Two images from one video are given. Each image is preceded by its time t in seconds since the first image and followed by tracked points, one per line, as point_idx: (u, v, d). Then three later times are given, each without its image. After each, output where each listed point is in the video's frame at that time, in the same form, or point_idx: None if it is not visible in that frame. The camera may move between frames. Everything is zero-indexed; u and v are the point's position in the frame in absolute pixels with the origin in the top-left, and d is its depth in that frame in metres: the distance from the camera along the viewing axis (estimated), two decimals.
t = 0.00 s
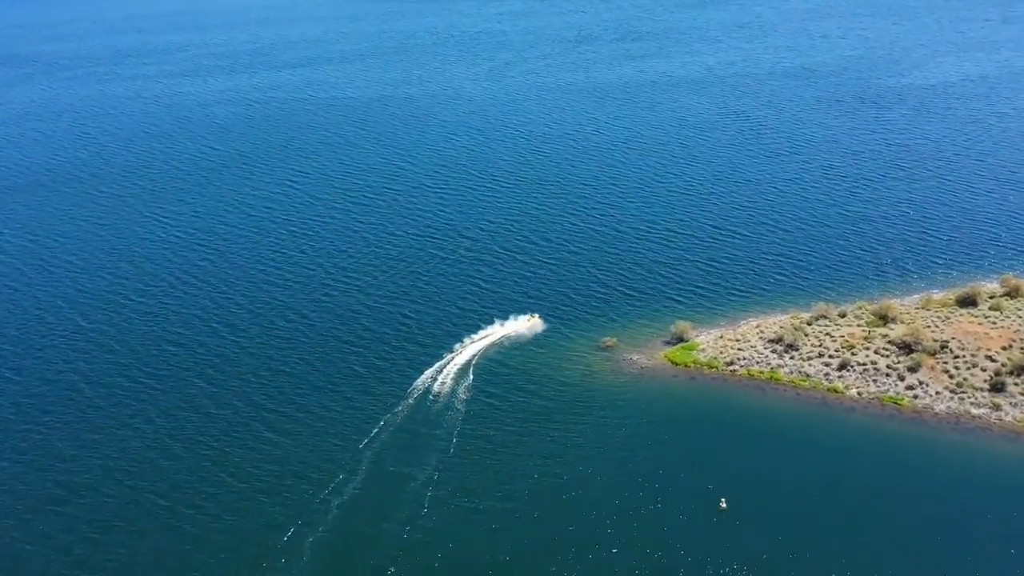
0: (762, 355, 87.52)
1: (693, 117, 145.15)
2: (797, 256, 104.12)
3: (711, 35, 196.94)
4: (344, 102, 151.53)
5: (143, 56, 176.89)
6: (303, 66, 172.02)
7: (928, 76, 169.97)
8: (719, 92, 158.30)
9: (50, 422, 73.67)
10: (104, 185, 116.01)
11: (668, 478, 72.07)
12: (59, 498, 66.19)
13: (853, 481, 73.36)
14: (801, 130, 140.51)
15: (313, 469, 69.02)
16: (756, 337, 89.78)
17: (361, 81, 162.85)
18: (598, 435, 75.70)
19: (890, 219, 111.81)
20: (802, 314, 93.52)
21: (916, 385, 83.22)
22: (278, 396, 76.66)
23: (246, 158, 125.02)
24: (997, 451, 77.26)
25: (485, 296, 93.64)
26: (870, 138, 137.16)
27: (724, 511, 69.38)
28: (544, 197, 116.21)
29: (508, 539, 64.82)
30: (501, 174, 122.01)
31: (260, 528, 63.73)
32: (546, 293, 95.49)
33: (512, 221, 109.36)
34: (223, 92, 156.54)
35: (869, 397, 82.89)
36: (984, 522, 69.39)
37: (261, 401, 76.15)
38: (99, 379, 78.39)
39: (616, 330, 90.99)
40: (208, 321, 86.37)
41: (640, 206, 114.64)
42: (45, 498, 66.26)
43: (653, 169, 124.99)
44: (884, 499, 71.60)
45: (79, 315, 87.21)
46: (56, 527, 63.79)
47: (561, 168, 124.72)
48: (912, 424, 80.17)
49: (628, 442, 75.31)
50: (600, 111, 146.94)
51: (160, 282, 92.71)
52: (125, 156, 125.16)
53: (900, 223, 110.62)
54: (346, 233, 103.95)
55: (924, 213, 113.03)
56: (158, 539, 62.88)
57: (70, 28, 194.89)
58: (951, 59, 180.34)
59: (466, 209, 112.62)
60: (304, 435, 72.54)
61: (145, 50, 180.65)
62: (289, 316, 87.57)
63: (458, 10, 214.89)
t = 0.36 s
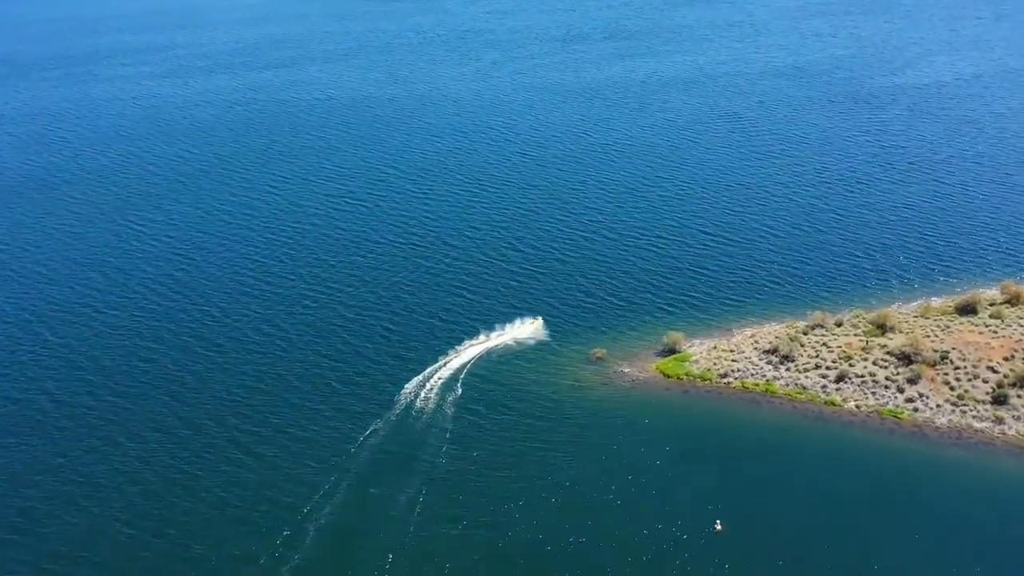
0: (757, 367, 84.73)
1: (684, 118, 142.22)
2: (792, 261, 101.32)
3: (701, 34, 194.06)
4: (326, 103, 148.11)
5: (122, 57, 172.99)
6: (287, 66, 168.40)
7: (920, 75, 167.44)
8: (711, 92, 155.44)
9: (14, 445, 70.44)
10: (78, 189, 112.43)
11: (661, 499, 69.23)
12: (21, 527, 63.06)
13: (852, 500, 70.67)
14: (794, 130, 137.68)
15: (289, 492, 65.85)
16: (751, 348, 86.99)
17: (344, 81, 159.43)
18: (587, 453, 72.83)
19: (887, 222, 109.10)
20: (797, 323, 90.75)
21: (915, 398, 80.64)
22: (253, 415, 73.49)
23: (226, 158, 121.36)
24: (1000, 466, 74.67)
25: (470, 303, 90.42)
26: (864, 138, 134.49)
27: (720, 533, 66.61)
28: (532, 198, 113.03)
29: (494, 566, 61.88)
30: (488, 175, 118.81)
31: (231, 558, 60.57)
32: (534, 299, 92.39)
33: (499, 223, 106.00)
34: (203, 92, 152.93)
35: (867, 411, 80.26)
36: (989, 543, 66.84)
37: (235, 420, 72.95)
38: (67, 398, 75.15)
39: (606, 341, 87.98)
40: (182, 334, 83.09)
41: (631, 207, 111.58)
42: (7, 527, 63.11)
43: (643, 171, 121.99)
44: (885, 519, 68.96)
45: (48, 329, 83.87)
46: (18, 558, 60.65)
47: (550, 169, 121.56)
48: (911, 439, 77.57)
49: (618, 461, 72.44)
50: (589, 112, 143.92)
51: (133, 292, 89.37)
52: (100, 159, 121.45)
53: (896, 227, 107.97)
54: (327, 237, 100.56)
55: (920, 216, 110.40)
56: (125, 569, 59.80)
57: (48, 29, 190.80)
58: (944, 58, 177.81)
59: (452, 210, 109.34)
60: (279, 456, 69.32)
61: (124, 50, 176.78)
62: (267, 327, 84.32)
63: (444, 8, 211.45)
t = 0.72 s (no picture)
0: (751, 380, 81.96)
1: (674, 119, 139.36)
2: (786, 268, 98.52)
3: (691, 33, 191.18)
4: (309, 104, 144.81)
5: (101, 58, 169.26)
6: (270, 67, 164.99)
7: (913, 75, 164.89)
8: (701, 92, 152.60)
9: None
10: (51, 196, 109.00)
11: (650, 521, 66.31)
12: None
13: (849, 520, 67.82)
14: (786, 131, 134.96)
15: (262, 518, 62.80)
16: (745, 360, 84.20)
17: (328, 82, 156.10)
18: (574, 474, 69.87)
19: (882, 227, 106.43)
20: (793, 333, 87.97)
21: (915, 412, 78.00)
22: (226, 436, 70.38)
23: (204, 163, 118.00)
24: (1004, 483, 72.01)
25: (454, 312, 87.36)
26: (857, 139, 131.87)
27: (712, 556, 63.75)
28: (518, 202, 109.98)
29: None
30: (473, 179, 115.66)
31: None
32: (521, 309, 89.39)
33: (484, 230, 102.98)
34: (183, 93, 149.40)
35: (865, 426, 77.57)
36: (992, 564, 64.08)
37: (207, 441, 69.82)
38: (32, 419, 71.99)
39: (595, 353, 85.03)
40: (153, 349, 79.88)
41: (620, 211, 108.59)
42: None
43: (632, 173, 119.03)
44: (884, 539, 66.16)
45: (15, 345, 80.63)
46: None
47: (536, 172, 118.49)
48: (909, 455, 74.86)
49: (606, 482, 69.48)
50: (577, 114, 140.99)
51: (103, 304, 86.08)
52: (75, 164, 117.99)
53: (891, 232, 105.32)
54: (306, 245, 97.34)
55: (915, 220, 107.81)
56: None
57: (26, 29, 186.98)
58: (937, 57, 175.29)
59: (435, 215, 106.18)
60: (252, 479, 66.22)
61: (103, 50, 173.10)
62: (242, 340, 81.14)
63: (430, 7, 208.12)
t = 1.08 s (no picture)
0: (744, 392, 79.47)
1: (663, 120, 136.76)
2: (778, 273, 95.99)
3: (680, 32, 188.63)
4: (290, 106, 141.71)
5: (79, 59, 165.79)
6: (252, 68, 161.85)
7: (904, 74, 162.63)
8: (690, 93, 150.08)
9: None
10: (22, 202, 105.85)
11: (641, 543, 63.66)
12: None
13: (846, 539, 65.35)
14: (776, 132, 132.56)
15: (233, 547, 60.03)
16: (737, 371, 81.69)
17: (310, 83, 153.01)
18: (562, 494, 67.23)
19: (876, 231, 104.04)
20: (786, 342, 85.49)
21: (913, 425, 75.63)
22: (198, 457, 67.51)
23: (181, 168, 114.96)
24: (1008, 500, 69.55)
25: (437, 323, 84.56)
26: (850, 141, 129.54)
27: None
28: (503, 206, 107.17)
29: None
30: (457, 182, 112.81)
31: None
32: (506, 318, 86.65)
33: (469, 236, 100.17)
34: (161, 95, 146.16)
35: (862, 440, 75.16)
36: None
37: (178, 463, 66.97)
38: None
39: (582, 364, 82.34)
40: (124, 365, 76.92)
41: (608, 215, 105.92)
42: None
43: (620, 176, 116.41)
44: (882, 560, 63.65)
45: None
46: None
47: (522, 175, 115.70)
48: (907, 471, 72.45)
49: (594, 502, 66.84)
50: (565, 115, 138.31)
51: (73, 317, 83.09)
52: (48, 170, 114.82)
53: (885, 236, 102.93)
54: (285, 253, 94.47)
55: (909, 224, 105.41)
56: None
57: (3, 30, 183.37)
58: (928, 56, 173.12)
59: (418, 220, 103.27)
60: (224, 503, 63.41)
61: (81, 51, 169.61)
62: (216, 354, 78.28)
63: (416, 6, 205.03)
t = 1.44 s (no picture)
0: (731, 406, 76.85)
1: (645, 122, 134.06)
2: (763, 280, 93.47)
3: (662, 31, 186.09)
4: (264, 108, 138.27)
5: (48, 60, 161.85)
6: (226, 69, 158.18)
7: (889, 74, 160.48)
8: (673, 94, 147.50)
9: None
10: None
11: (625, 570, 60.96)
12: None
13: (838, 562, 62.78)
14: (761, 134, 130.09)
15: None
16: (723, 384, 79.07)
17: (285, 85, 149.55)
18: (542, 518, 64.43)
19: (863, 235, 101.68)
20: (773, 353, 82.90)
21: (905, 440, 73.17)
22: (159, 484, 64.38)
23: (150, 174, 111.57)
24: (1005, 518, 67.13)
25: (412, 335, 81.54)
26: (836, 143, 127.20)
27: None
28: (481, 212, 104.22)
29: None
30: (434, 187, 109.80)
31: None
32: (484, 330, 83.71)
33: (446, 243, 97.18)
34: (132, 98, 142.52)
35: (852, 456, 72.64)
36: None
37: (138, 490, 63.89)
38: None
39: (563, 377, 79.52)
40: (84, 384, 73.69)
41: (589, 222, 103.15)
42: None
43: (601, 180, 113.68)
44: None
45: None
46: None
47: (501, 179, 112.75)
48: (900, 488, 69.94)
49: (576, 526, 64.03)
50: (546, 115, 135.40)
51: (33, 334, 79.84)
52: (13, 177, 111.27)
53: (873, 240, 100.52)
54: (255, 263, 91.31)
55: (896, 228, 103.05)
56: None
57: None
58: (913, 55, 171.10)
59: (394, 227, 100.17)
60: (185, 534, 60.38)
61: (50, 52, 165.67)
62: (181, 372, 75.12)
63: (395, 6, 201.65)
